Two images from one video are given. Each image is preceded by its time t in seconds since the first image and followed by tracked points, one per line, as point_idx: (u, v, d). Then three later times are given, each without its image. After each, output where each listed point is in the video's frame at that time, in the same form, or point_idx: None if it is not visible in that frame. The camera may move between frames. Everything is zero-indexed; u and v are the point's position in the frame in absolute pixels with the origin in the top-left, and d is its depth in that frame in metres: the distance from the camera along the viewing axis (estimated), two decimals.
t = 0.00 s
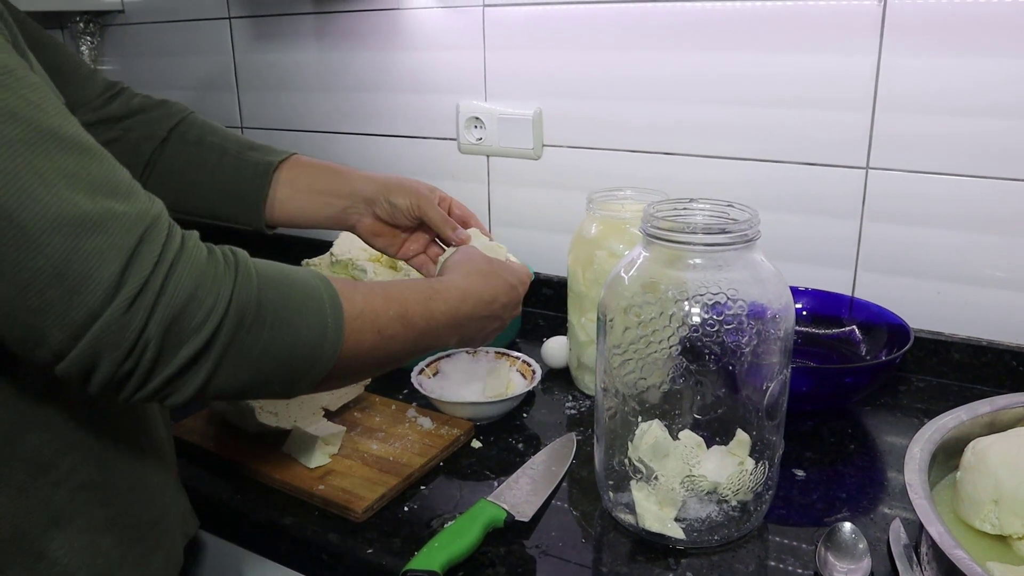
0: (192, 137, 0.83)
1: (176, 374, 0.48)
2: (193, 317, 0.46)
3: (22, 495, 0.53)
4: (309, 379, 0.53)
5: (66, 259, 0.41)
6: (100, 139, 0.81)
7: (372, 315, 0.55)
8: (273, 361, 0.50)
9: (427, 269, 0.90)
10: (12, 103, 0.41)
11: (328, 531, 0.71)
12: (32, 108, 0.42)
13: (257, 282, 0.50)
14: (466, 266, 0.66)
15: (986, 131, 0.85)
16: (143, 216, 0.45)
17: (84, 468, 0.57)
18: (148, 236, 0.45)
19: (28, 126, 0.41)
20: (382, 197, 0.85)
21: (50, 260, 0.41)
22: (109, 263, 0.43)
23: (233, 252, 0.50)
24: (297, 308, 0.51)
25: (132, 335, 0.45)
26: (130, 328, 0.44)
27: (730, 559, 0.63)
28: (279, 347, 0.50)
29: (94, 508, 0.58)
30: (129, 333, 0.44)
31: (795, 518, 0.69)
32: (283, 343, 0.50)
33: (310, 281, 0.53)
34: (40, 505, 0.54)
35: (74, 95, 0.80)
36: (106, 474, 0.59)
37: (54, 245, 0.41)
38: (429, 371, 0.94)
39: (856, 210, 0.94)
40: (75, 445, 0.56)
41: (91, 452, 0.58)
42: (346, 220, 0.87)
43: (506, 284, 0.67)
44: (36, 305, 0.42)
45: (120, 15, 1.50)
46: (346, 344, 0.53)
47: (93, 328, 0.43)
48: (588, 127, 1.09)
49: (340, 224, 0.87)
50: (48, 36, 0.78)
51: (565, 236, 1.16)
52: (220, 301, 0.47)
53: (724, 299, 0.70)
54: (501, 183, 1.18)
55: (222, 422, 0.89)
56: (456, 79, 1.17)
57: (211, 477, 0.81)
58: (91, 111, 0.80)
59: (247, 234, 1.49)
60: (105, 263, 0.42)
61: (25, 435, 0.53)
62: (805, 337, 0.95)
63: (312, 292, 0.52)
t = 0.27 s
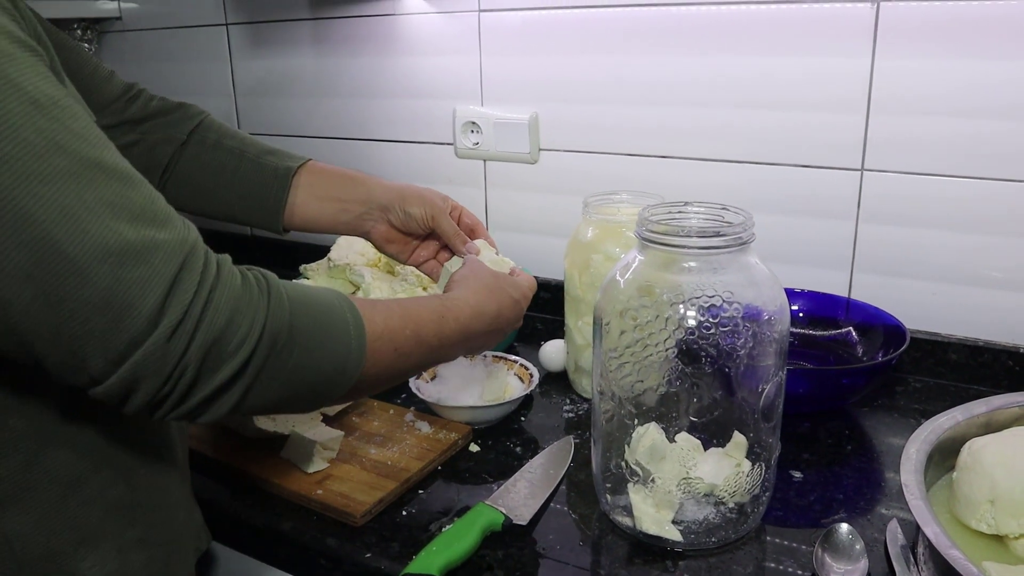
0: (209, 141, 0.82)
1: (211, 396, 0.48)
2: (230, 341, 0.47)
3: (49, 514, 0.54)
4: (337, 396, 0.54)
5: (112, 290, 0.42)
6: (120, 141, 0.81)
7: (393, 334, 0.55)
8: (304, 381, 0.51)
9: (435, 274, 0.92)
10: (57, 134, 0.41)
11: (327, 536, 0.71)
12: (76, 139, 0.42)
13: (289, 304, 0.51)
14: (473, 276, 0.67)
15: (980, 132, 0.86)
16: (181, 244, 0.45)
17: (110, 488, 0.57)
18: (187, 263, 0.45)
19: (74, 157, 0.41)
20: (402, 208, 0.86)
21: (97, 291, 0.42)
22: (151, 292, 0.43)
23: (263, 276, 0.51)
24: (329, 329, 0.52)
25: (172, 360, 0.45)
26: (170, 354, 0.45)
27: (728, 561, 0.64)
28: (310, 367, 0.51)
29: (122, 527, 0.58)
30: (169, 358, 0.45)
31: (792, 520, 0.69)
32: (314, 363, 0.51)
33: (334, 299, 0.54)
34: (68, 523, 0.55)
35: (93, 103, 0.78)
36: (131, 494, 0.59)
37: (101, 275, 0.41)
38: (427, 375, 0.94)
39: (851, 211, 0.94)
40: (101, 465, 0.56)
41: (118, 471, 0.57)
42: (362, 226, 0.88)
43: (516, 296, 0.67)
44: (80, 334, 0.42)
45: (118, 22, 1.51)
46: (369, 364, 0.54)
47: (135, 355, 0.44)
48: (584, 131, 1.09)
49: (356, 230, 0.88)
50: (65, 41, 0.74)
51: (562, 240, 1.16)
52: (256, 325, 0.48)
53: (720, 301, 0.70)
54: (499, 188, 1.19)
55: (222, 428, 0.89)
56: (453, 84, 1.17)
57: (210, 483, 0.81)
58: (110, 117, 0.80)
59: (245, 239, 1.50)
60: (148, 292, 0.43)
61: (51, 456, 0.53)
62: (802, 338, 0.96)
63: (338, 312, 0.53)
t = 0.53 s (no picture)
0: (206, 138, 0.83)
1: (211, 401, 0.49)
2: (231, 347, 0.48)
3: (60, 511, 0.54)
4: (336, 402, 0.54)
5: (117, 297, 0.42)
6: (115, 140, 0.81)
7: (388, 338, 0.55)
8: (302, 386, 0.51)
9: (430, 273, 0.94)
10: (66, 144, 0.41)
11: (325, 537, 0.71)
12: (85, 148, 0.42)
13: (289, 310, 0.51)
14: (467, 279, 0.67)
15: (976, 134, 0.86)
16: (185, 253, 0.46)
17: (119, 484, 0.58)
18: (190, 270, 0.46)
19: (82, 166, 0.41)
20: (394, 206, 0.88)
21: (103, 298, 0.42)
22: (156, 301, 0.43)
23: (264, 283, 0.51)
24: (328, 335, 0.52)
25: (174, 366, 0.46)
26: (171, 360, 0.45)
27: (724, 561, 0.64)
28: (310, 373, 0.51)
29: (128, 524, 0.59)
30: (171, 364, 0.45)
31: (788, 520, 0.69)
32: (313, 370, 0.51)
33: (333, 305, 0.54)
34: (77, 520, 0.55)
35: (90, 103, 0.78)
36: (137, 490, 0.60)
37: (107, 283, 0.42)
38: (425, 377, 0.95)
39: (848, 213, 0.95)
40: (109, 462, 0.57)
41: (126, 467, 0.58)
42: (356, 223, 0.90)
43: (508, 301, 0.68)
44: (85, 339, 0.43)
45: (117, 27, 1.51)
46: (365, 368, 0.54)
47: (139, 362, 0.44)
48: (582, 133, 1.09)
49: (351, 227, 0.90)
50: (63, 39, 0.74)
51: (560, 242, 1.16)
52: (257, 332, 0.49)
53: (715, 303, 0.70)
54: (496, 190, 1.19)
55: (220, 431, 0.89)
56: (450, 87, 1.18)
57: (209, 484, 0.81)
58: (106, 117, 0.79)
59: (244, 242, 1.50)
60: (153, 300, 0.43)
61: (60, 454, 0.54)
62: (799, 339, 0.96)
63: (337, 317, 0.53)
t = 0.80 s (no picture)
0: (199, 130, 0.84)
1: (199, 392, 0.49)
2: (217, 339, 0.48)
3: (52, 504, 0.54)
4: (326, 395, 0.54)
5: (99, 291, 0.43)
6: (107, 135, 0.82)
7: (379, 336, 0.56)
8: (290, 379, 0.52)
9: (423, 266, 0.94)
10: (45, 140, 0.42)
11: (323, 535, 0.72)
12: (65, 144, 0.43)
13: (278, 303, 0.51)
14: (464, 279, 0.67)
15: (972, 135, 0.86)
16: (169, 245, 0.46)
17: (109, 479, 0.58)
18: (175, 263, 0.46)
19: (62, 162, 0.42)
20: (388, 197, 0.88)
21: (86, 292, 0.43)
22: (138, 292, 0.44)
23: (252, 274, 0.52)
24: (317, 329, 0.52)
25: (160, 358, 0.46)
26: (156, 352, 0.46)
27: (721, 559, 0.64)
28: (298, 366, 0.52)
29: (118, 515, 0.59)
30: (156, 356, 0.46)
31: (785, 519, 0.70)
32: (301, 362, 0.52)
33: (323, 300, 0.54)
34: (68, 514, 0.55)
35: (83, 96, 0.80)
36: (128, 484, 0.60)
37: (90, 277, 0.42)
38: (423, 377, 0.95)
39: (845, 213, 0.95)
40: (98, 457, 0.58)
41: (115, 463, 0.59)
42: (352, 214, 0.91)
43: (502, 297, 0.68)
44: (69, 332, 0.43)
45: (116, 28, 1.52)
46: (355, 365, 0.54)
47: (124, 352, 0.45)
48: (580, 134, 1.10)
49: (346, 217, 0.91)
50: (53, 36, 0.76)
51: (558, 243, 1.17)
52: (243, 324, 0.49)
53: (712, 302, 0.71)
54: (495, 190, 1.19)
55: (219, 430, 0.89)
56: (450, 88, 1.18)
57: (207, 484, 0.82)
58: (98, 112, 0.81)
59: (243, 243, 1.50)
60: (137, 293, 0.44)
61: (51, 448, 0.54)
62: (796, 339, 0.96)
63: (327, 311, 0.54)
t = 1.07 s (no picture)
0: (198, 128, 0.85)
1: (192, 376, 0.50)
2: (207, 324, 0.49)
3: (47, 496, 0.56)
4: (320, 381, 0.55)
5: (85, 276, 0.43)
6: (105, 131, 0.83)
7: (375, 328, 0.56)
8: (282, 364, 0.52)
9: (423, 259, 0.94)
10: (28, 131, 0.43)
11: (325, 532, 0.72)
12: (48, 134, 0.43)
13: (268, 289, 0.52)
14: (466, 274, 0.68)
15: (973, 135, 0.87)
16: (156, 230, 0.47)
17: (105, 472, 0.60)
18: (162, 247, 0.46)
19: (43, 151, 0.43)
20: (386, 185, 0.88)
21: (71, 277, 0.43)
22: (125, 277, 0.45)
23: (243, 261, 0.52)
24: (307, 314, 0.53)
25: (150, 342, 0.47)
26: (146, 336, 0.46)
27: (721, 557, 0.64)
28: (289, 351, 0.52)
29: (110, 510, 0.61)
30: (146, 340, 0.47)
31: (785, 517, 0.70)
32: (292, 347, 0.52)
33: (317, 290, 0.55)
34: (63, 506, 0.57)
35: (82, 93, 0.82)
36: (123, 477, 0.62)
37: (75, 262, 0.43)
38: (426, 376, 0.95)
39: (846, 213, 0.95)
40: (95, 450, 0.59)
41: (112, 457, 0.60)
42: (351, 205, 0.91)
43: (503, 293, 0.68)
44: (58, 318, 0.44)
45: (122, 29, 1.53)
46: (349, 356, 0.55)
47: (113, 336, 0.46)
48: (582, 135, 1.10)
49: (345, 209, 0.91)
50: (49, 35, 0.78)
51: (560, 243, 1.17)
52: (232, 308, 0.49)
53: (712, 302, 0.71)
54: (498, 191, 1.20)
55: (222, 428, 0.90)
56: (452, 89, 1.19)
57: (210, 481, 0.82)
58: (96, 108, 0.82)
59: (247, 243, 1.51)
60: (123, 278, 0.44)
61: (48, 442, 0.56)
62: (798, 339, 0.96)
63: (319, 300, 0.54)
